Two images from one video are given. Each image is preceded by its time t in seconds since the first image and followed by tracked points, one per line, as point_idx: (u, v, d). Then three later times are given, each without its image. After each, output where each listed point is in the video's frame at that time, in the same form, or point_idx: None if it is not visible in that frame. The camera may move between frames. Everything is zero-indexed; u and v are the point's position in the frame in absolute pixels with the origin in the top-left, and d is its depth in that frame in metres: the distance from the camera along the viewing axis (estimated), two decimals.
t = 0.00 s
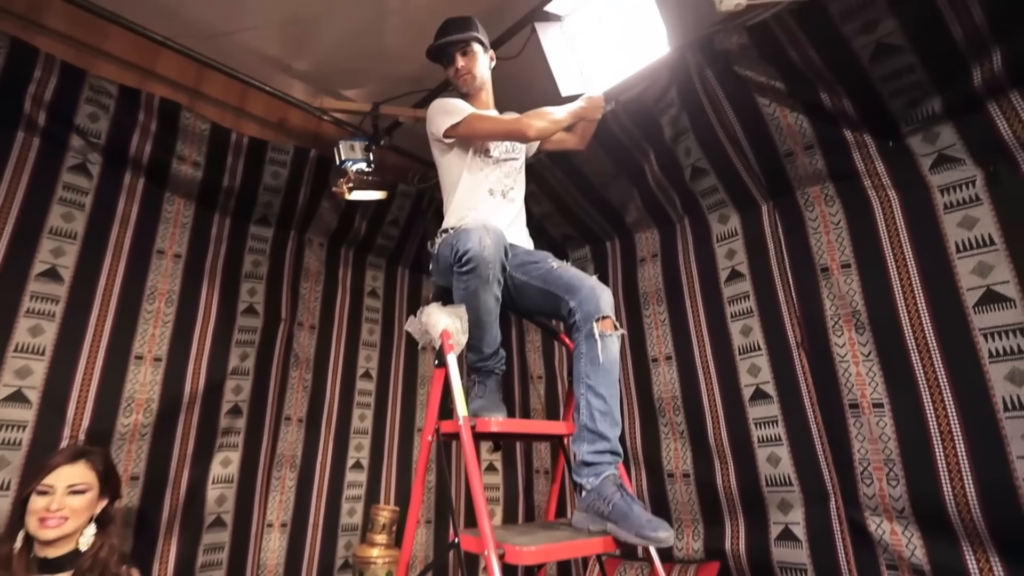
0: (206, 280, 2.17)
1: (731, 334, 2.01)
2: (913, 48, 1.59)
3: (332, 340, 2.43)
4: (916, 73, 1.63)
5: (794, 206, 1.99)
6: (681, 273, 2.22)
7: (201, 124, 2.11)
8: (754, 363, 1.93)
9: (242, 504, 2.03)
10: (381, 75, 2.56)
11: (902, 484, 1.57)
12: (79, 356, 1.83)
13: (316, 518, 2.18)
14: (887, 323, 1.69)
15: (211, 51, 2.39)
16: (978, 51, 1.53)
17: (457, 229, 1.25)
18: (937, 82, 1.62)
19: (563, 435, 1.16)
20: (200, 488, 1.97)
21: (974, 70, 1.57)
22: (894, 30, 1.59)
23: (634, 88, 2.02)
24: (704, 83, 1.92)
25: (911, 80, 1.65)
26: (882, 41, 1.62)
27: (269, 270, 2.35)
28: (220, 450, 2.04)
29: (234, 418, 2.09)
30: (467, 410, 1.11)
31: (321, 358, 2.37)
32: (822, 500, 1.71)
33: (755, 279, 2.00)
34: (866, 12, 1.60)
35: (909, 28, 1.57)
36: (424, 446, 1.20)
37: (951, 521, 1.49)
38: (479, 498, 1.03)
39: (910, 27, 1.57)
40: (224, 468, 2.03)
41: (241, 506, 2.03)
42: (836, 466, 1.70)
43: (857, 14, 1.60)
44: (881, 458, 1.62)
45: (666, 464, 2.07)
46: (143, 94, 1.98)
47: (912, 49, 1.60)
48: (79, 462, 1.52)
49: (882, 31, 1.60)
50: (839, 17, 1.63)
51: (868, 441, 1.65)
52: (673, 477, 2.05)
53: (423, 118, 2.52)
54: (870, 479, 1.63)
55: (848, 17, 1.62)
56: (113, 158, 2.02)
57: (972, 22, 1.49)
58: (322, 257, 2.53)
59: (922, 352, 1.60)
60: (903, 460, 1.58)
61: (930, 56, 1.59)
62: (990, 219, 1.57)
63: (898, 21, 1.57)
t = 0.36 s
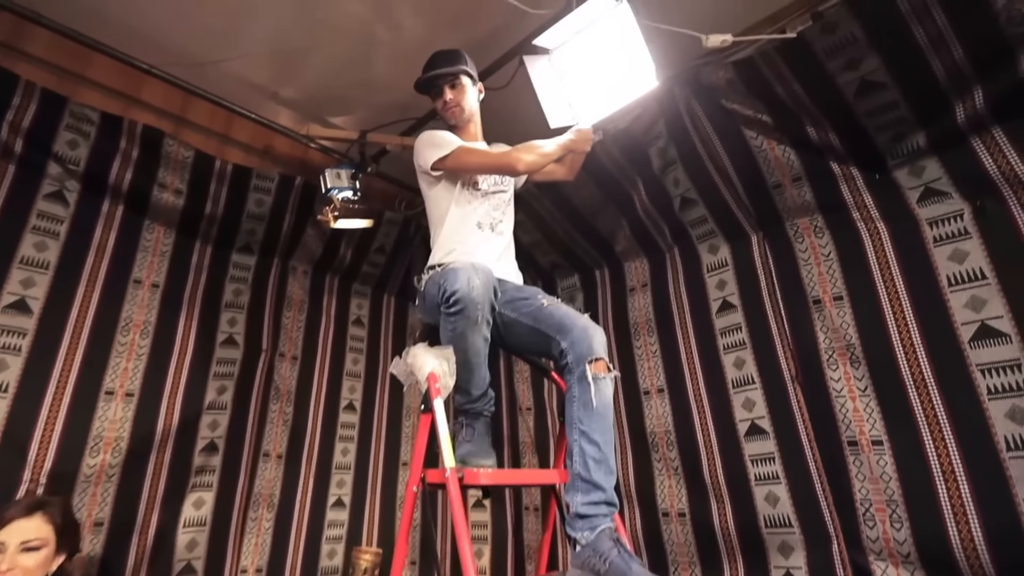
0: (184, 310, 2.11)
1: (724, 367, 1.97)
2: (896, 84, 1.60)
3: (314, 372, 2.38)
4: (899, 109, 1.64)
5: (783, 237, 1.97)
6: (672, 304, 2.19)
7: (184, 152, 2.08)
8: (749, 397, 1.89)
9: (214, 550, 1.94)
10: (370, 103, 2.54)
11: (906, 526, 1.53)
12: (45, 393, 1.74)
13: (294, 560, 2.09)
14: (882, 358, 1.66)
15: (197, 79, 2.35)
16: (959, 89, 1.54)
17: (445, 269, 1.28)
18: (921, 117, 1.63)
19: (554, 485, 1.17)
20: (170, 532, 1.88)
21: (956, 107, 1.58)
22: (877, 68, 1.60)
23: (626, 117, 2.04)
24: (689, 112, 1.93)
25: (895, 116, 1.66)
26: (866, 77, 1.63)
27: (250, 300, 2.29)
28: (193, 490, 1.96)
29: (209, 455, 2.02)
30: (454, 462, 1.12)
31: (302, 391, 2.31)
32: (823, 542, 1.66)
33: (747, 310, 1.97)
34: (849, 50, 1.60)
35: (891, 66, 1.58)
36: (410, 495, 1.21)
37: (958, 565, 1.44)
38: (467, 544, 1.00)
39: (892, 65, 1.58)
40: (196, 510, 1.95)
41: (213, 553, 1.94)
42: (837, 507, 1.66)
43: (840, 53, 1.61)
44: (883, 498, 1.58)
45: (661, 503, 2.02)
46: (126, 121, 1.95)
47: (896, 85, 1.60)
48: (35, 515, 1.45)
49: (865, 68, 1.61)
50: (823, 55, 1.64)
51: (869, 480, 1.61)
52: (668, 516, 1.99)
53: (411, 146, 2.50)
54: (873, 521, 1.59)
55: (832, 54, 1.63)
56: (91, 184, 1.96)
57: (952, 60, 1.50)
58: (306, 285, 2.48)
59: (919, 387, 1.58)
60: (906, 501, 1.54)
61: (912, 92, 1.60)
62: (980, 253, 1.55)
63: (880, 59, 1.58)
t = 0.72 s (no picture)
0: (165, 336, 2.05)
1: (720, 395, 1.93)
2: (890, 111, 1.58)
3: (299, 400, 2.34)
4: (893, 135, 1.62)
5: (778, 263, 1.94)
6: (665, 330, 2.15)
7: (168, 173, 2.05)
8: (746, 426, 1.85)
9: None
10: (360, 125, 2.51)
11: (911, 563, 1.48)
12: (14, 421, 1.66)
13: None
14: (882, 386, 1.63)
15: (183, 99, 2.31)
16: (952, 115, 1.53)
17: (434, 298, 1.24)
18: (915, 143, 1.61)
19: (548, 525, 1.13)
20: (143, 569, 1.79)
21: (949, 133, 1.56)
22: (870, 95, 1.57)
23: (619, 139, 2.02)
24: (680, 134, 1.91)
25: (889, 142, 1.63)
26: (859, 104, 1.60)
27: (234, 323, 2.25)
28: (169, 524, 1.89)
29: (187, 485, 1.96)
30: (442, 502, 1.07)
31: (286, 420, 2.28)
32: None
33: (742, 336, 1.94)
34: (842, 77, 1.57)
35: (884, 93, 1.55)
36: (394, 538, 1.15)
37: None
38: None
39: (885, 92, 1.55)
40: (171, 544, 1.87)
41: None
42: (839, 542, 1.61)
43: (833, 79, 1.57)
44: (886, 533, 1.53)
45: (656, 536, 1.96)
46: (109, 142, 1.90)
47: (889, 112, 1.58)
48: None
49: (858, 95, 1.58)
50: (816, 82, 1.60)
51: (872, 514, 1.57)
52: (665, 549, 1.93)
53: (400, 168, 2.47)
54: (877, 557, 1.54)
55: (825, 81, 1.59)
56: (71, 204, 1.90)
57: (945, 87, 1.48)
58: (293, 309, 2.47)
59: (920, 417, 1.54)
60: (911, 536, 1.50)
61: (906, 118, 1.57)
62: (978, 279, 1.53)
63: (874, 87, 1.55)
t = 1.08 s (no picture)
0: (140, 353, 1.97)
1: (719, 418, 1.86)
2: (894, 127, 1.53)
3: (282, 421, 2.26)
4: (897, 152, 1.57)
5: (778, 282, 1.88)
6: (663, 350, 2.09)
7: (148, 183, 1.99)
8: (746, 450, 1.78)
9: None
10: (351, 137, 2.45)
11: None
12: None
13: None
14: (887, 410, 1.56)
15: (167, 107, 2.25)
16: (956, 132, 1.48)
17: (422, 316, 1.18)
18: (919, 160, 1.57)
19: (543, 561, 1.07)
20: None
21: (954, 151, 1.52)
22: (874, 110, 1.54)
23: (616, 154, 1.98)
24: (679, 150, 1.87)
25: (893, 158, 1.59)
26: (862, 119, 1.56)
27: (214, 340, 2.17)
28: (139, 552, 1.79)
29: (161, 511, 1.87)
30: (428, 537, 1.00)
31: (268, 442, 2.19)
32: None
33: (742, 357, 1.88)
34: (845, 91, 1.54)
35: (889, 108, 1.51)
36: None
37: None
38: None
39: (890, 107, 1.51)
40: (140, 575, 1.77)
41: None
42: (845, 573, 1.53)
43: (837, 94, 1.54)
44: (895, 565, 1.46)
45: (652, 566, 1.88)
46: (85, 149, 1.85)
47: (893, 128, 1.54)
48: None
49: (862, 110, 1.54)
50: (819, 95, 1.57)
51: (879, 544, 1.49)
52: None
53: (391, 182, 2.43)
54: None
55: (828, 95, 1.56)
56: (44, 214, 1.81)
57: (951, 103, 1.44)
58: (277, 326, 2.39)
59: (928, 443, 1.48)
60: (920, 568, 1.42)
61: (910, 135, 1.53)
62: (985, 300, 1.48)
63: (878, 101, 1.51)
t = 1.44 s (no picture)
0: (110, 363, 1.85)
1: (725, 440, 1.77)
2: (913, 134, 1.48)
3: (261, 438, 2.14)
4: (915, 160, 1.51)
5: (787, 297, 1.81)
6: (664, 368, 2.00)
7: (123, 183, 1.87)
8: (754, 474, 1.68)
9: None
10: (341, 141, 2.37)
11: None
12: None
13: None
14: (906, 434, 1.47)
15: (148, 104, 2.15)
16: (978, 141, 1.43)
17: (414, 326, 1.09)
18: (937, 169, 1.51)
19: None
20: None
21: (974, 162, 1.46)
22: (892, 116, 1.48)
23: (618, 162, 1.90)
24: (684, 155, 1.81)
25: (910, 167, 1.53)
26: (880, 125, 1.50)
27: (191, 350, 2.06)
28: None
29: (125, 534, 1.74)
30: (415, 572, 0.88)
31: (245, 460, 2.08)
32: None
33: (749, 376, 1.79)
34: (864, 95, 1.48)
35: (908, 114, 1.46)
36: None
37: None
38: None
39: (910, 113, 1.45)
40: None
41: None
42: None
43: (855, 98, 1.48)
44: None
45: None
46: (55, 145, 1.72)
47: (911, 135, 1.48)
48: None
49: (880, 116, 1.49)
50: (835, 100, 1.51)
51: None
52: None
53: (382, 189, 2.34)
54: None
55: (846, 99, 1.50)
56: (8, 214, 1.70)
57: (974, 109, 1.39)
58: (258, 336, 2.28)
59: (950, 468, 1.38)
60: None
61: (930, 143, 1.47)
62: (1008, 318, 1.40)
63: (897, 106, 1.46)
